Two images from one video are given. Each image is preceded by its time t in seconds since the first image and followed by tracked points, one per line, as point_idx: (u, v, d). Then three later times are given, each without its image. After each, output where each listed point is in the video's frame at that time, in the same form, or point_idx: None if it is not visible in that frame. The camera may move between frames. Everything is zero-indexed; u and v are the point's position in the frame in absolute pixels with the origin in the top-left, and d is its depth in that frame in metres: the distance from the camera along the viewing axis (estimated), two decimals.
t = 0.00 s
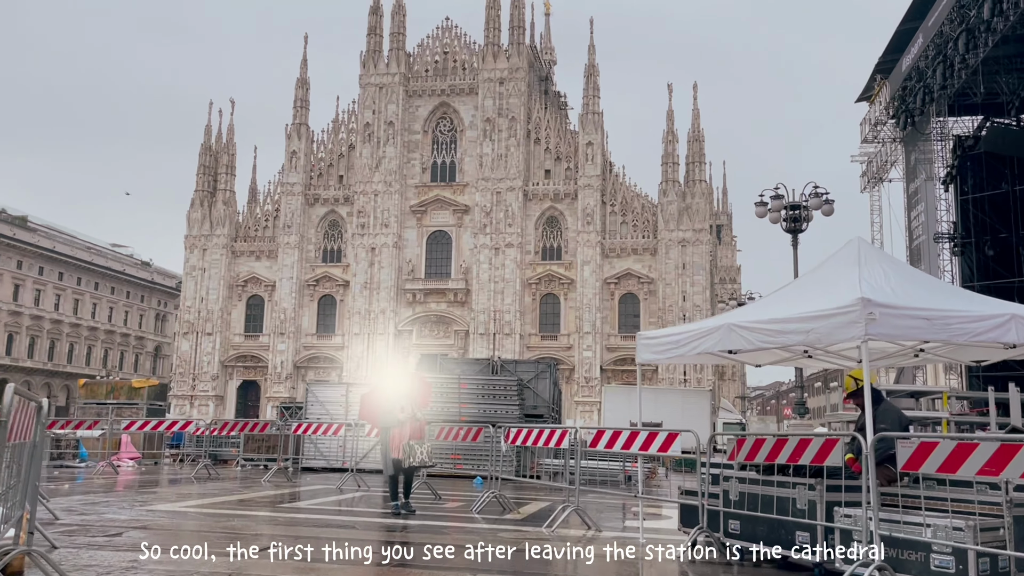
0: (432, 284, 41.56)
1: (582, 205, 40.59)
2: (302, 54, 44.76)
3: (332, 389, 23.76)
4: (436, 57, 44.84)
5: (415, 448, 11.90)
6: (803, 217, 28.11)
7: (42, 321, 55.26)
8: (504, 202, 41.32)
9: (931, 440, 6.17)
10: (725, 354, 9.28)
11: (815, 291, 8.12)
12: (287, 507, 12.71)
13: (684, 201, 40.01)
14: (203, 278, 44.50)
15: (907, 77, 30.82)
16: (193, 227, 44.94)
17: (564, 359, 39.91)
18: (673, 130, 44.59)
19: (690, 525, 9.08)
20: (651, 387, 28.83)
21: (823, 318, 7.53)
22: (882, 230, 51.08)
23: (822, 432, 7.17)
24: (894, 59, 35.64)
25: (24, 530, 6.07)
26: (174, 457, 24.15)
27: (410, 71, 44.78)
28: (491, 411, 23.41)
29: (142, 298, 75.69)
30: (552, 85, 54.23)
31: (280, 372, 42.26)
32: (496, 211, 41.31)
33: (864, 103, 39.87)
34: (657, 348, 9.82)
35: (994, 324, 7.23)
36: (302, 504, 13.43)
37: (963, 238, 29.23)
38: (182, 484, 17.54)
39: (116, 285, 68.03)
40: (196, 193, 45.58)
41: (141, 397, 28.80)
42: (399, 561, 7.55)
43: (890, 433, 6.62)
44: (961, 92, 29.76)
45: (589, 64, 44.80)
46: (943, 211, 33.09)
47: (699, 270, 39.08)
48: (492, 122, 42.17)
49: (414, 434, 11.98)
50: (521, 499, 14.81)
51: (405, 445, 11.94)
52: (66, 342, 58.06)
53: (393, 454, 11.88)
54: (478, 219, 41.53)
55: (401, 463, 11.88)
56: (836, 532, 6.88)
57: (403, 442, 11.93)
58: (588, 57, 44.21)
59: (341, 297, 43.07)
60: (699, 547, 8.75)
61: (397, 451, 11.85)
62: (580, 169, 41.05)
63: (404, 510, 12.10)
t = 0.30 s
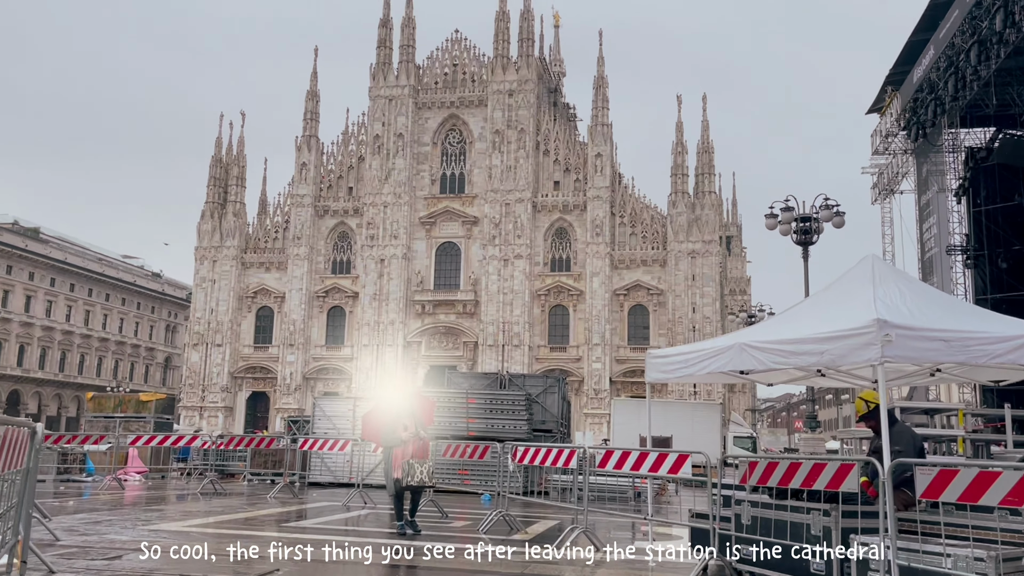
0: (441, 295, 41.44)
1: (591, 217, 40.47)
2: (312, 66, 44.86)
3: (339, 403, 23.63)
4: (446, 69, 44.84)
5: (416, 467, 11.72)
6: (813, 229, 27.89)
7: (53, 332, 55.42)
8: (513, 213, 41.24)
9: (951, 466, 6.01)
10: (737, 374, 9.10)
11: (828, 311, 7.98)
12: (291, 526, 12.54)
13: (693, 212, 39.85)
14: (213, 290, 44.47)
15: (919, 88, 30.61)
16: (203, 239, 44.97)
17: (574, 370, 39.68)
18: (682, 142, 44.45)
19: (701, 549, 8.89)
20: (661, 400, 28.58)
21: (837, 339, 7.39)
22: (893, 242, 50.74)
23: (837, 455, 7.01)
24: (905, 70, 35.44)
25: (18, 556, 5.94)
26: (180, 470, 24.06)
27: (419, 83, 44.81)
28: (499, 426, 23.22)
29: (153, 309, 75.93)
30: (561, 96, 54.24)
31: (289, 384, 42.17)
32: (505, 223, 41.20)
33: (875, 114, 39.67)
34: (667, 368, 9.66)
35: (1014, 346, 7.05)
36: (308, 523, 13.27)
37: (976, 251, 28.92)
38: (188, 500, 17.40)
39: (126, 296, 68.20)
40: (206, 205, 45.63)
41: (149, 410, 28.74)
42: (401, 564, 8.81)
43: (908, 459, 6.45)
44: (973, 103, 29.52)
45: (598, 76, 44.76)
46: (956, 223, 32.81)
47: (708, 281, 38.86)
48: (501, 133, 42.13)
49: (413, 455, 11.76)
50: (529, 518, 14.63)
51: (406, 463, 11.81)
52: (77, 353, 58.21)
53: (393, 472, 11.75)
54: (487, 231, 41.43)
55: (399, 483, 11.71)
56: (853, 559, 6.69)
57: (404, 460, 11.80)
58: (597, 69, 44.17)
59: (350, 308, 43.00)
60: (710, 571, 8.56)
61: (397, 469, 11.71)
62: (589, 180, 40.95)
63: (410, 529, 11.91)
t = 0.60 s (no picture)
0: (451, 311, 41.30)
1: (600, 232, 40.32)
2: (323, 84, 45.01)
3: (346, 420, 23.46)
4: (455, 86, 44.92)
5: (421, 487, 11.55)
6: (825, 244, 27.63)
7: (63, 349, 55.54)
8: (522, 229, 41.14)
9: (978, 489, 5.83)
10: (751, 390, 8.90)
11: (845, 325, 7.79)
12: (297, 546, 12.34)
13: (703, 227, 39.57)
14: (223, 306, 44.43)
15: (930, 102, 30.39)
16: (213, 255, 45.00)
17: (584, 387, 39.41)
18: (692, 157, 44.34)
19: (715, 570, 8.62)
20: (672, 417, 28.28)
21: (856, 354, 7.19)
22: (905, 257, 50.37)
23: (858, 476, 6.79)
24: (916, 84, 35.22)
25: None
26: (187, 488, 23.89)
27: (429, 100, 44.89)
28: (508, 444, 22.97)
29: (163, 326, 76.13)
30: (569, 112, 54.33)
31: (299, 401, 42.01)
32: (515, 239, 41.09)
33: (886, 128, 39.48)
34: (678, 385, 9.47)
35: None
36: (315, 542, 13.08)
37: (990, 265, 28.59)
38: (195, 519, 17.22)
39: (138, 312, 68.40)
40: (217, 222, 45.69)
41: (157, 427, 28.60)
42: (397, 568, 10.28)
43: (933, 480, 6.23)
44: (985, 118, 29.27)
45: (607, 92, 44.77)
46: (969, 238, 32.49)
47: (719, 297, 38.61)
48: (510, 150, 42.12)
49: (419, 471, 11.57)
50: (538, 539, 14.40)
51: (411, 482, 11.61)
52: (87, 370, 58.32)
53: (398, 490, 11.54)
54: (496, 247, 41.34)
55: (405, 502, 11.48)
56: None
57: (409, 478, 11.61)
58: (606, 85, 44.17)
59: (359, 325, 42.90)
60: None
61: (403, 488, 11.49)
62: (598, 197, 40.83)
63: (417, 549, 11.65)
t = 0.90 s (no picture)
0: (460, 335, 41.08)
1: (610, 255, 40.15)
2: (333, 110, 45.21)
3: (354, 448, 23.20)
4: (464, 111, 45.03)
5: (431, 521, 11.36)
6: (837, 267, 27.36)
7: (74, 374, 55.57)
8: (532, 252, 41.04)
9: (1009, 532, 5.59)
10: (767, 424, 8.68)
11: (865, 357, 7.60)
12: None
13: (714, 250, 39.34)
14: (233, 331, 44.34)
15: (941, 124, 30.21)
16: (223, 280, 44.96)
17: (594, 411, 39.02)
18: (701, 180, 44.21)
19: None
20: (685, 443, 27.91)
21: (878, 390, 7.01)
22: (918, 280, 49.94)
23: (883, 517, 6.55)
24: (927, 107, 35.07)
25: None
26: (194, 516, 23.64)
27: (438, 125, 45.01)
28: (518, 472, 22.63)
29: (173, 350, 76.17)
30: (578, 136, 54.42)
31: (308, 425, 41.75)
32: (524, 262, 40.98)
33: (896, 151, 39.33)
34: (693, 417, 9.25)
35: None
36: None
37: (1005, 288, 28.24)
38: (202, 549, 16.96)
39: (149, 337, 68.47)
40: (227, 247, 45.71)
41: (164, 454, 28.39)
42: None
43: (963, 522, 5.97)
44: (997, 140, 29.06)
45: (616, 116, 44.80)
46: (983, 260, 32.16)
47: (730, 319, 38.30)
48: (519, 174, 42.13)
49: (429, 505, 11.37)
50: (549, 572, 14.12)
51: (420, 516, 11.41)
52: (97, 395, 58.29)
53: (407, 526, 11.32)
54: (506, 270, 41.19)
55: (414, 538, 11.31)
56: None
57: (418, 512, 11.39)
58: (615, 109, 44.22)
59: (369, 349, 42.73)
60: None
61: (413, 524, 11.28)
62: (608, 220, 40.73)
63: None
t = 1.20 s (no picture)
0: (470, 361, 40.87)
1: (620, 281, 40.00)
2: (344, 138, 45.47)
3: (364, 478, 23.02)
4: (474, 139, 45.15)
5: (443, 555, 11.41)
6: (850, 293, 27.12)
7: (85, 402, 55.59)
8: (542, 278, 40.94)
9: None
10: (782, 458, 8.66)
11: (888, 393, 7.60)
12: None
13: (725, 275, 39.12)
14: (244, 358, 44.24)
15: (953, 149, 30.10)
16: (235, 307, 44.94)
17: (606, 439, 38.64)
18: (711, 206, 44.12)
19: None
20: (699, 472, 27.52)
21: (901, 423, 7.09)
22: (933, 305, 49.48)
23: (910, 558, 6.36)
24: (938, 131, 34.91)
25: None
26: (203, 548, 23.42)
27: (448, 152, 45.15)
28: (530, 503, 22.38)
29: (185, 378, 76.18)
30: (588, 162, 54.53)
31: (319, 453, 41.49)
32: (534, 288, 40.89)
33: (908, 176, 39.16)
34: (707, 449, 9.17)
35: None
36: None
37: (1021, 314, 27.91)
38: None
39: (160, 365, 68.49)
40: (239, 274, 45.77)
41: (173, 484, 28.22)
42: None
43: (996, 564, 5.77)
44: (1010, 164, 28.88)
45: (625, 142, 44.88)
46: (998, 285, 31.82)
47: (742, 345, 37.99)
48: (529, 201, 42.16)
49: (444, 537, 11.41)
50: None
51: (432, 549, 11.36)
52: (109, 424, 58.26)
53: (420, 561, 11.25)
54: (516, 296, 41.09)
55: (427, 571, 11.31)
56: None
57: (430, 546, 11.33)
58: (624, 135, 44.28)
59: (379, 376, 42.57)
60: None
61: (425, 558, 11.22)
62: (618, 245, 40.62)
63: None
